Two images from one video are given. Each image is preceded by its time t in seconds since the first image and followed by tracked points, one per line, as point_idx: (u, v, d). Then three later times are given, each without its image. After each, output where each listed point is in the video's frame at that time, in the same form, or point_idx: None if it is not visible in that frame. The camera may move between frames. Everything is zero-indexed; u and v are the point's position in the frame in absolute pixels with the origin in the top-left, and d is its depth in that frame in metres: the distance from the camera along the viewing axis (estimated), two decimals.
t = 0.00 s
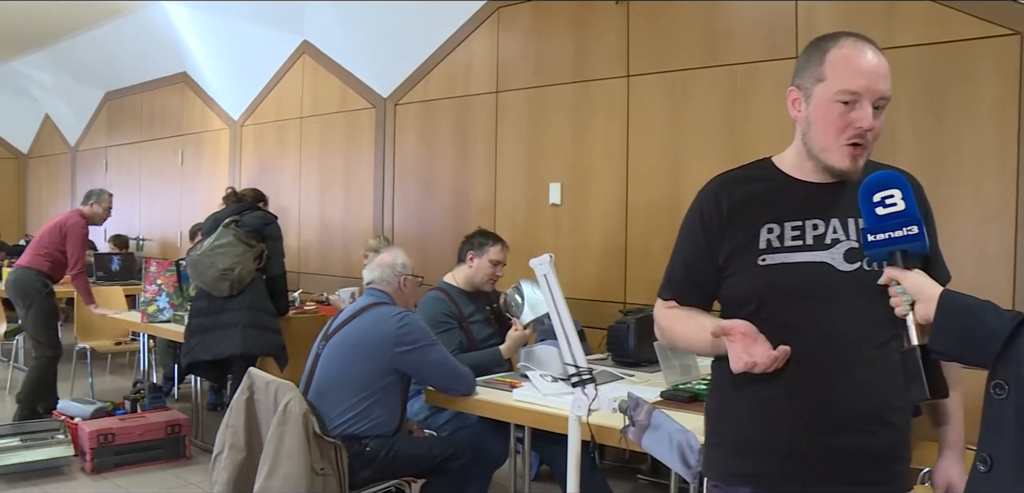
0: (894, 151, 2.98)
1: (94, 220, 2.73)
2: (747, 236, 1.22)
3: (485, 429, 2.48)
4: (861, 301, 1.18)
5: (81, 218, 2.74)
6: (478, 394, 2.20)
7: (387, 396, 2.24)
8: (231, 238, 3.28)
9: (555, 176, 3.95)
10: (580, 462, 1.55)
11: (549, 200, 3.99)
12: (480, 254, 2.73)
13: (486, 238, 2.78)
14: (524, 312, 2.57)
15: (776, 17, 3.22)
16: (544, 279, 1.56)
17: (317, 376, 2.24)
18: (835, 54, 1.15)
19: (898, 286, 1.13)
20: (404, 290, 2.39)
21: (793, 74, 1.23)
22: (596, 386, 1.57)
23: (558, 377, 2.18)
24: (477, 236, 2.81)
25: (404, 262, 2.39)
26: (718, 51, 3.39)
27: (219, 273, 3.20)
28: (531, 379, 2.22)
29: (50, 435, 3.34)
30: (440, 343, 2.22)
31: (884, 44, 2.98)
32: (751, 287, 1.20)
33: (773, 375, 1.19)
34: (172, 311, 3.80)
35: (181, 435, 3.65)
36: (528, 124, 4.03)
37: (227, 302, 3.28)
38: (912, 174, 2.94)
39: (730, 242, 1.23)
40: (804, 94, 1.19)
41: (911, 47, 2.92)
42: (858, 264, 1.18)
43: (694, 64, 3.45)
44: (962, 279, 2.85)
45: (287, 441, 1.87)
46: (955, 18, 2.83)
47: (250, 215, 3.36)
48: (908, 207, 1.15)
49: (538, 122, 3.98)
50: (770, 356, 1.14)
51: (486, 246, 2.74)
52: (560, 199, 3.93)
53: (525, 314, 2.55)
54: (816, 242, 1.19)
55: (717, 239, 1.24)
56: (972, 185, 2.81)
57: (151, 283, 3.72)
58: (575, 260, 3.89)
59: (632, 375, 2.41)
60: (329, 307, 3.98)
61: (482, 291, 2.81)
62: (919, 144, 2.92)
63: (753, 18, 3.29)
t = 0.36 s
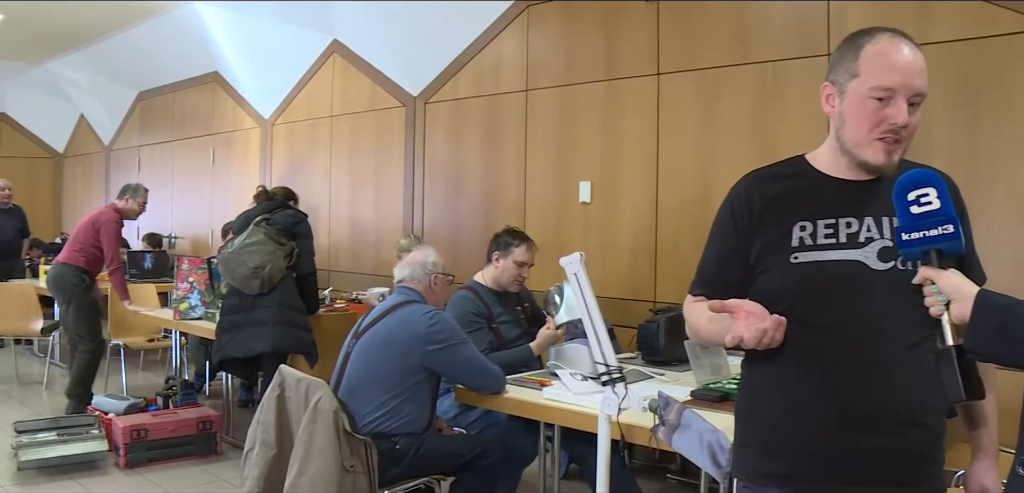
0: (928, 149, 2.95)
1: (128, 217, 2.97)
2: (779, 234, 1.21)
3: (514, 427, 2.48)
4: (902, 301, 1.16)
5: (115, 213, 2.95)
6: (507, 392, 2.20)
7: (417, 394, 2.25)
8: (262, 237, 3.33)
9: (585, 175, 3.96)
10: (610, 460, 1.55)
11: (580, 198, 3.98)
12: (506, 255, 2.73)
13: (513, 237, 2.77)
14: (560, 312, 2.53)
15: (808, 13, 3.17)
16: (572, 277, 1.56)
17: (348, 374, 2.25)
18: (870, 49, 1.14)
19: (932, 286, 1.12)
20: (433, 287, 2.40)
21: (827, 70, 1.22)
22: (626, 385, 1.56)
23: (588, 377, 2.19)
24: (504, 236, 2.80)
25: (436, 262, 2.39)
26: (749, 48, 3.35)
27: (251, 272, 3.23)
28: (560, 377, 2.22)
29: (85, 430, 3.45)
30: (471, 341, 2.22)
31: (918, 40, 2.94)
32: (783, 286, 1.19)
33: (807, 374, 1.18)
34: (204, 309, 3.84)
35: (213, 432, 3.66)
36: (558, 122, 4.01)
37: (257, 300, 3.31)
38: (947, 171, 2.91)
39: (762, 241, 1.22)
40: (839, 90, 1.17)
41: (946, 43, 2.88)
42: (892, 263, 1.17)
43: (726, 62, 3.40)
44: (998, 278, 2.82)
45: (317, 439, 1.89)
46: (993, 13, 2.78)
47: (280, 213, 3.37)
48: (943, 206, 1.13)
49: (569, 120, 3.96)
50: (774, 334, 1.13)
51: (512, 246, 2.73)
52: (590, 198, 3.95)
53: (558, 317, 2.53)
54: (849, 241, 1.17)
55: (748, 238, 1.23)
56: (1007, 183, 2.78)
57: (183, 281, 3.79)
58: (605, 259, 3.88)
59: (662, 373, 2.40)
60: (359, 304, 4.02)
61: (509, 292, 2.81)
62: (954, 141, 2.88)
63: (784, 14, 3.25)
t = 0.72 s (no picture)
0: (961, 147, 2.89)
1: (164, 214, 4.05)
2: (812, 233, 1.19)
3: (543, 427, 2.48)
4: (944, 301, 1.15)
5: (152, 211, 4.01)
6: (536, 391, 2.21)
7: (448, 392, 2.25)
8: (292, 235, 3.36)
9: (615, 173, 3.91)
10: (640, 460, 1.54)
11: (609, 197, 3.93)
12: (545, 261, 2.70)
13: (552, 243, 2.74)
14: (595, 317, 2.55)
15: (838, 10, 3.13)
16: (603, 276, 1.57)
17: (378, 372, 2.26)
18: (904, 46, 1.13)
19: (970, 286, 1.11)
20: (464, 286, 2.39)
21: (860, 67, 1.21)
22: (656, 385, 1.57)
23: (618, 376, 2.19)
24: (542, 239, 2.78)
25: (466, 260, 2.39)
26: (779, 46, 3.31)
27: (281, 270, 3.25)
28: (590, 376, 2.22)
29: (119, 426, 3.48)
30: (501, 340, 2.23)
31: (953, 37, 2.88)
32: (816, 286, 1.18)
33: (842, 376, 1.16)
34: (234, 307, 3.84)
35: (243, 429, 3.67)
36: (588, 121, 4.00)
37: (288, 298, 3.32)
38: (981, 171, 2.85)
39: (793, 239, 1.21)
40: (872, 87, 1.16)
41: (981, 40, 2.82)
42: (927, 262, 1.15)
43: (756, 60, 3.37)
44: None
45: (347, 436, 1.91)
46: None
47: (311, 213, 3.47)
48: (981, 205, 1.13)
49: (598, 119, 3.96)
50: (805, 335, 1.12)
51: (551, 253, 2.71)
52: (620, 197, 3.88)
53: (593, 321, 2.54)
54: (884, 240, 1.16)
55: (780, 237, 1.22)
56: None
57: (214, 279, 3.88)
58: (634, 258, 3.85)
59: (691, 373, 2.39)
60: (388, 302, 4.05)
61: (547, 298, 2.80)
62: (989, 140, 2.82)
63: (814, 11, 3.21)
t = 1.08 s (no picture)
0: (999, 145, 2.84)
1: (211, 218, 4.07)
2: (848, 231, 1.18)
3: (574, 426, 2.48)
4: (989, 301, 1.13)
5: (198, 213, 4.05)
6: (567, 389, 2.21)
7: (479, 390, 2.26)
8: (324, 233, 3.35)
9: (646, 171, 3.89)
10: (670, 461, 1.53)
11: (640, 196, 3.92)
12: (583, 265, 2.69)
13: (592, 246, 2.70)
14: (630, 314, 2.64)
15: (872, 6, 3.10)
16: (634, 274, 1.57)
17: (410, 369, 2.27)
18: (944, 42, 1.12)
19: (1009, 285, 1.10)
20: (498, 285, 2.40)
21: (897, 63, 1.19)
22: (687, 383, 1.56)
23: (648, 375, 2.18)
24: (580, 241, 2.74)
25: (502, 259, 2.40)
26: (811, 42, 3.28)
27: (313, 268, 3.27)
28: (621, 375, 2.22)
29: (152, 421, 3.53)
30: (532, 339, 2.23)
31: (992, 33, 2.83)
32: (852, 285, 1.17)
33: (880, 375, 1.14)
34: (267, 304, 3.86)
35: (274, 426, 3.70)
36: (619, 119, 3.99)
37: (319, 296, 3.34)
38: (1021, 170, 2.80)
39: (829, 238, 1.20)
40: (910, 83, 1.15)
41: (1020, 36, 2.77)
42: (965, 261, 1.14)
43: (788, 57, 3.35)
44: None
45: (378, 433, 1.92)
46: None
47: (343, 211, 3.48)
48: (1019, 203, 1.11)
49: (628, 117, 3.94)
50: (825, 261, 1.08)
51: (590, 257, 2.68)
52: (652, 195, 3.87)
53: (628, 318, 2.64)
54: (920, 239, 1.15)
55: (816, 234, 1.21)
56: None
57: (247, 276, 3.93)
58: (665, 256, 3.83)
59: (722, 371, 2.38)
60: (418, 300, 4.06)
61: (581, 298, 2.79)
62: None
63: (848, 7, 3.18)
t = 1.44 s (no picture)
0: None
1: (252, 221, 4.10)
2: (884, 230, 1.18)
3: (604, 425, 2.47)
4: None
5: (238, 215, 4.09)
6: (598, 388, 2.20)
7: (510, 389, 2.26)
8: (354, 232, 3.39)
9: (676, 170, 3.87)
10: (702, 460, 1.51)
11: (671, 194, 3.90)
12: (614, 270, 2.67)
13: (622, 250, 2.68)
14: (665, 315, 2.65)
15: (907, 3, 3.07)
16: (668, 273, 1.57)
17: (442, 369, 2.29)
18: (988, 40, 1.11)
19: None
20: (533, 285, 2.40)
21: (938, 62, 1.18)
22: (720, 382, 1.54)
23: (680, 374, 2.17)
24: (611, 245, 2.72)
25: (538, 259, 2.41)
26: (844, 39, 3.25)
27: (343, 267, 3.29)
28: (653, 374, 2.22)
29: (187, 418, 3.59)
30: (564, 338, 2.22)
31: None
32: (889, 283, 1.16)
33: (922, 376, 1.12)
34: (298, 303, 3.89)
35: (306, 422, 3.74)
36: (648, 118, 3.99)
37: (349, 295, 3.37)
38: None
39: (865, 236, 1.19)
40: (953, 82, 1.13)
41: None
42: (1006, 261, 1.11)
43: (820, 54, 3.32)
44: None
45: (410, 431, 1.93)
46: None
47: (375, 209, 3.55)
48: None
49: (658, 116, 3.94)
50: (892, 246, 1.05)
51: (620, 261, 2.66)
52: (682, 194, 3.85)
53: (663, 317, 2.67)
54: (958, 238, 1.13)
55: (853, 234, 1.20)
56: None
57: (280, 274, 3.98)
58: (696, 256, 3.82)
59: (756, 372, 2.38)
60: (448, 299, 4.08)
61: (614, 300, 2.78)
62: None
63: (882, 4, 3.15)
